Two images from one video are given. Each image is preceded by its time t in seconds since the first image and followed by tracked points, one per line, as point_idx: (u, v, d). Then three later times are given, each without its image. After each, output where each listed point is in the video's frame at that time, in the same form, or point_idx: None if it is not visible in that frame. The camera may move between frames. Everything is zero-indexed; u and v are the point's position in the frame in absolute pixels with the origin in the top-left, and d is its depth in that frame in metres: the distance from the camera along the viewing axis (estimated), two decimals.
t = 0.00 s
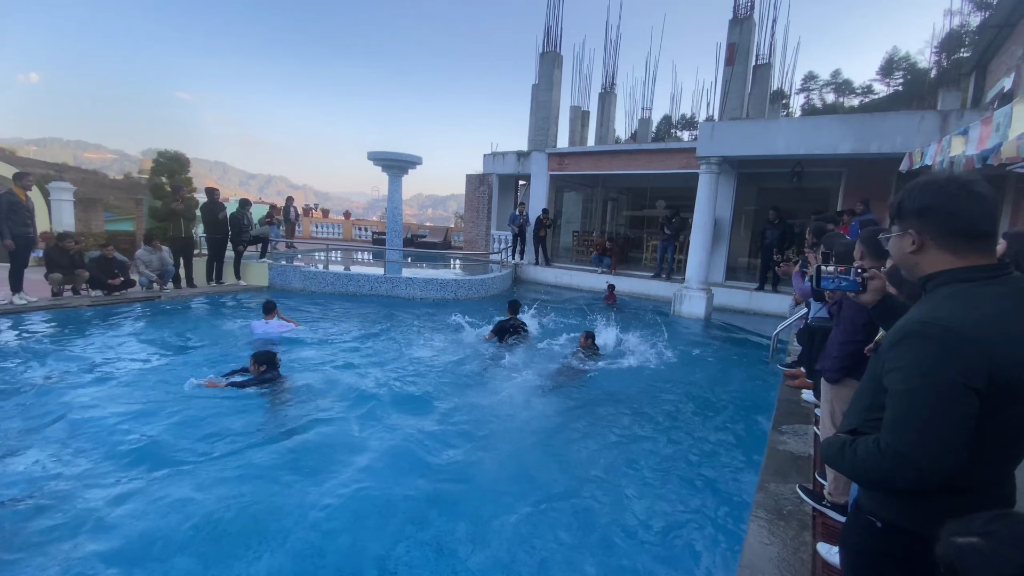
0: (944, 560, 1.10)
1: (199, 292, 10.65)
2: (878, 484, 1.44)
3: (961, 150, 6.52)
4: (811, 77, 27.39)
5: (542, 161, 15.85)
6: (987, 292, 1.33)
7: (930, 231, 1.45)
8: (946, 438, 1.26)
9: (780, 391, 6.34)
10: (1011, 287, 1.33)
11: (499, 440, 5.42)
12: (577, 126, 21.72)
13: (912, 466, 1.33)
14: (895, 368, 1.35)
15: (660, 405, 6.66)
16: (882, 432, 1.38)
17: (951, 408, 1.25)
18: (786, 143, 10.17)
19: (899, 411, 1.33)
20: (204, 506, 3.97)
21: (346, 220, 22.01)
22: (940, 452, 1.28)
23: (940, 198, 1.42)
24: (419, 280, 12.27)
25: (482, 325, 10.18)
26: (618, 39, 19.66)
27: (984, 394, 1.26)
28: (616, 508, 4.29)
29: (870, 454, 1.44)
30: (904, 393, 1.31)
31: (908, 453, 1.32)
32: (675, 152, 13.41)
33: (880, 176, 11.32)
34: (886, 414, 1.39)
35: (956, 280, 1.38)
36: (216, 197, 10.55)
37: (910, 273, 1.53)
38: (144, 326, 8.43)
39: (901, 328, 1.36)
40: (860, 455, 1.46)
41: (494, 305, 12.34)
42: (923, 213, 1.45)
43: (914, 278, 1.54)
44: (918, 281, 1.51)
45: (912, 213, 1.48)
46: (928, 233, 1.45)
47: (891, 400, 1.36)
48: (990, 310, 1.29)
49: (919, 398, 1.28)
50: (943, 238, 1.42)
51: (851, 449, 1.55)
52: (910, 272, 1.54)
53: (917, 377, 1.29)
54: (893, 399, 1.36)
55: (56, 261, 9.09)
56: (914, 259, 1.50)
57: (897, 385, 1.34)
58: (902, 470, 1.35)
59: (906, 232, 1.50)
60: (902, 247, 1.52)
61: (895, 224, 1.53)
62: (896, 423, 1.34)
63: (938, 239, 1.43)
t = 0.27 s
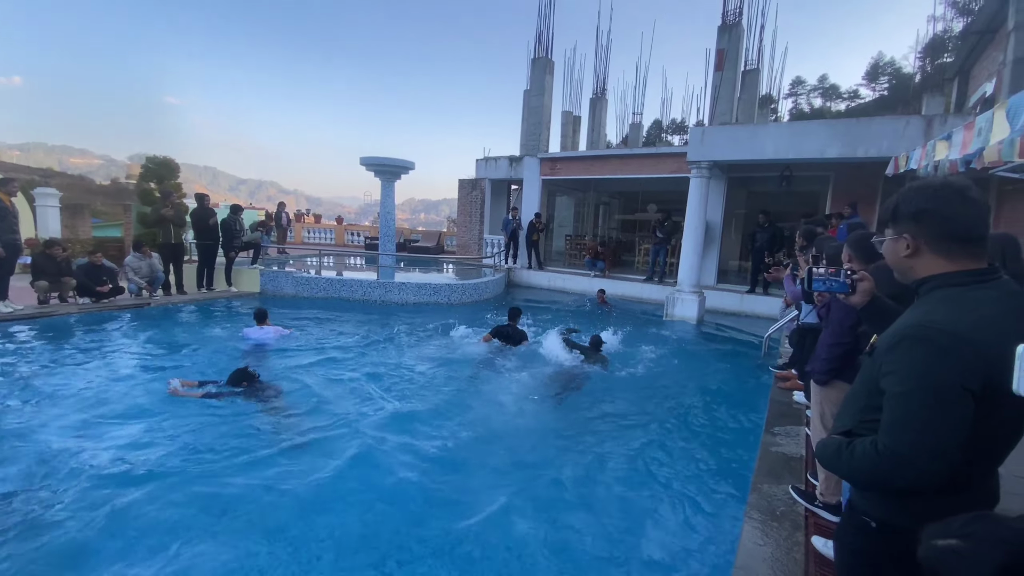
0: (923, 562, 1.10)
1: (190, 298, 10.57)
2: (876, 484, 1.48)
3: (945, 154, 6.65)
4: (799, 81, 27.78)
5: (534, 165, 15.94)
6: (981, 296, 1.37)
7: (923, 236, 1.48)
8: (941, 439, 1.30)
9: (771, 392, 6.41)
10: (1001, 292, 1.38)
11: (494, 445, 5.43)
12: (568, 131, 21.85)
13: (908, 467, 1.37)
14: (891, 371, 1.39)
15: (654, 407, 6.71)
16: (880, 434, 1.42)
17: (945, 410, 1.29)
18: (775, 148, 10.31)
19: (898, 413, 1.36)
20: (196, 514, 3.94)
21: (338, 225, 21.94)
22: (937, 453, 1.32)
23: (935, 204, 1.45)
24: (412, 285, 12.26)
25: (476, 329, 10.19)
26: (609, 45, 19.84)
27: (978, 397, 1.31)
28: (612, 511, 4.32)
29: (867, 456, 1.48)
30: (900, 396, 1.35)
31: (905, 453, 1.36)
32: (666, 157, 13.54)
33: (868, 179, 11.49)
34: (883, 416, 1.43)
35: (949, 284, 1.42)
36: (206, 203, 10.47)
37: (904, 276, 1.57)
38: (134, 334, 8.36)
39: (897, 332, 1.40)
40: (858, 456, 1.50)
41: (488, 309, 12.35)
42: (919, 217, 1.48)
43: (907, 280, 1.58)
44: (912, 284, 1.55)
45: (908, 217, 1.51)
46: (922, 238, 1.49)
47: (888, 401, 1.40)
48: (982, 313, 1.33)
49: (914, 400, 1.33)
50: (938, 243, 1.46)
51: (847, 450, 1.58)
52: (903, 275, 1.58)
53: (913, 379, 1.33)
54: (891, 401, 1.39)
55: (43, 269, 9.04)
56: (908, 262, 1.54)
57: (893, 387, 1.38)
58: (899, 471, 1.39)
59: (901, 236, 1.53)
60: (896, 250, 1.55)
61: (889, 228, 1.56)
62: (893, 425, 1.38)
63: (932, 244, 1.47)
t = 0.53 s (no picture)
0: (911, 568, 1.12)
1: (177, 307, 10.44)
2: (871, 491, 1.50)
3: (927, 162, 6.79)
4: (785, 91, 28.24)
5: (525, 173, 16.01)
6: (977, 305, 1.40)
7: (918, 243, 1.50)
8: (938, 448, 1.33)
9: (761, 397, 6.46)
10: (995, 300, 1.41)
11: (486, 452, 5.41)
12: (558, 139, 22.00)
13: (905, 475, 1.39)
14: (890, 380, 1.40)
15: (646, 414, 6.72)
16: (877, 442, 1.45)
17: (941, 420, 1.32)
18: (762, 155, 10.46)
19: (894, 422, 1.39)
20: (183, 524, 3.86)
21: (328, 232, 21.81)
22: (934, 462, 1.35)
23: (930, 212, 1.47)
24: (403, 293, 12.21)
25: (467, 336, 10.16)
26: (598, 54, 20.06)
27: (976, 407, 1.32)
28: (605, 517, 4.31)
29: (863, 464, 1.50)
30: (897, 406, 1.37)
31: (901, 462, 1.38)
32: (655, 164, 13.68)
33: (854, 186, 11.69)
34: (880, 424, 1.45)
35: (944, 291, 1.44)
36: (193, 211, 10.38)
37: (899, 283, 1.59)
38: (119, 344, 8.23)
39: (894, 341, 1.42)
40: (855, 464, 1.52)
41: (479, 317, 12.33)
42: (915, 225, 1.50)
43: (901, 288, 1.61)
44: (906, 292, 1.57)
45: (904, 224, 1.53)
46: (917, 246, 1.51)
47: (884, 410, 1.42)
48: (978, 322, 1.36)
49: (911, 410, 1.35)
50: (933, 251, 1.48)
51: (844, 457, 1.61)
52: (898, 282, 1.61)
53: (910, 389, 1.35)
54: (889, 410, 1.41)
55: (28, 277, 8.85)
56: (903, 270, 1.56)
57: (891, 396, 1.40)
58: (896, 478, 1.41)
59: (897, 243, 1.55)
60: (891, 257, 1.57)
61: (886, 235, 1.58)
62: (890, 433, 1.40)
63: (928, 252, 1.49)
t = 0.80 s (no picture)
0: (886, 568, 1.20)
1: (160, 316, 10.29)
2: (848, 492, 1.56)
3: (905, 172, 6.97)
4: (768, 102, 28.79)
5: (514, 181, 16.10)
6: (951, 312, 1.46)
7: (898, 251, 1.56)
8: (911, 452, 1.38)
9: (747, 403, 6.54)
10: (968, 307, 1.47)
11: (475, 459, 5.40)
12: (547, 147, 22.16)
13: (883, 477, 1.44)
14: (867, 386, 1.45)
15: (634, 420, 6.76)
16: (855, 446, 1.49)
17: (916, 425, 1.37)
18: (745, 165, 10.66)
19: (872, 425, 1.44)
20: (163, 537, 3.78)
21: (316, 240, 21.68)
22: (908, 466, 1.40)
23: (909, 222, 1.54)
24: (391, 300, 12.16)
25: (456, 344, 10.14)
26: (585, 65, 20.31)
27: (949, 410, 1.38)
28: (594, 524, 4.33)
29: (842, 466, 1.55)
30: (874, 410, 1.43)
31: (878, 465, 1.43)
32: (642, 173, 13.86)
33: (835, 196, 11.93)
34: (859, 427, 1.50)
35: (921, 297, 1.50)
36: (178, 218, 10.27)
37: (879, 290, 1.65)
38: (100, 353, 8.09)
39: (872, 347, 1.47)
40: (834, 466, 1.57)
41: (468, 324, 12.32)
42: (894, 233, 1.56)
43: (882, 294, 1.66)
44: (886, 297, 1.63)
45: (884, 233, 1.59)
46: (896, 254, 1.57)
47: (863, 414, 1.47)
48: (952, 329, 1.41)
49: (887, 415, 1.40)
50: (911, 259, 1.54)
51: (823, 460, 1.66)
52: (879, 289, 1.66)
53: (887, 394, 1.40)
54: (866, 413, 1.46)
55: (7, 275, 8.76)
56: (883, 277, 1.61)
57: (869, 400, 1.45)
58: (872, 481, 1.46)
59: (877, 251, 1.61)
60: (871, 264, 1.63)
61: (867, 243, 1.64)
62: (868, 437, 1.45)
63: (905, 259, 1.55)
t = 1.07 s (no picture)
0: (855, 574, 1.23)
1: (141, 322, 10.12)
2: (817, 498, 1.59)
3: (882, 183, 7.16)
4: (752, 112, 29.34)
5: (501, 188, 16.18)
6: (918, 324, 1.50)
7: (868, 263, 1.60)
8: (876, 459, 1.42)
9: (729, 410, 6.62)
10: (934, 319, 1.51)
11: (459, 466, 5.38)
12: (535, 155, 22.30)
13: (849, 483, 1.47)
14: (835, 394, 1.49)
15: (619, 427, 6.80)
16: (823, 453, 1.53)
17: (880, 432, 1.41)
18: (729, 174, 10.84)
19: (840, 432, 1.47)
20: (137, 550, 3.68)
21: (302, 245, 21.50)
22: (873, 472, 1.44)
23: (879, 234, 1.57)
24: (377, 306, 12.09)
25: (442, 351, 10.10)
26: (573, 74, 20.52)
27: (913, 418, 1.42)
28: (577, 531, 4.33)
29: (811, 473, 1.59)
30: (842, 418, 1.46)
31: (844, 471, 1.46)
32: (628, 182, 14.02)
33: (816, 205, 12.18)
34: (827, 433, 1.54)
35: (890, 309, 1.54)
36: (160, 222, 10.14)
37: (851, 300, 1.68)
38: (78, 360, 7.92)
39: (840, 356, 1.50)
40: (804, 473, 1.60)
41: (455, 331, 12.30)
42: (866, 246, 1.59)
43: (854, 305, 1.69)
44: (857, 308, 1.67)
45: (856, 245, 1.62)
46: (867, 266, 1.60)
47: (831, 421, 1.50)
48: (918, 341, 1.46)
49: (854, 423, 1.44)
50: (882, 271, 1.57)
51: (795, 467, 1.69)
52: (851, 299, 1.69)
53: (853, 403, 1.44)
54: (834, 420, 1.50)
55: None
56: (855, 287, 1.65)
57: (837, 408, 1.48)
58: (839, 487, 1.50)
59: (849, 262, 1.64)
60: (844, 275, 1.66)
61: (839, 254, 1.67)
62: (836, 444, 1.48)
63: (876, 272, 1.59)
